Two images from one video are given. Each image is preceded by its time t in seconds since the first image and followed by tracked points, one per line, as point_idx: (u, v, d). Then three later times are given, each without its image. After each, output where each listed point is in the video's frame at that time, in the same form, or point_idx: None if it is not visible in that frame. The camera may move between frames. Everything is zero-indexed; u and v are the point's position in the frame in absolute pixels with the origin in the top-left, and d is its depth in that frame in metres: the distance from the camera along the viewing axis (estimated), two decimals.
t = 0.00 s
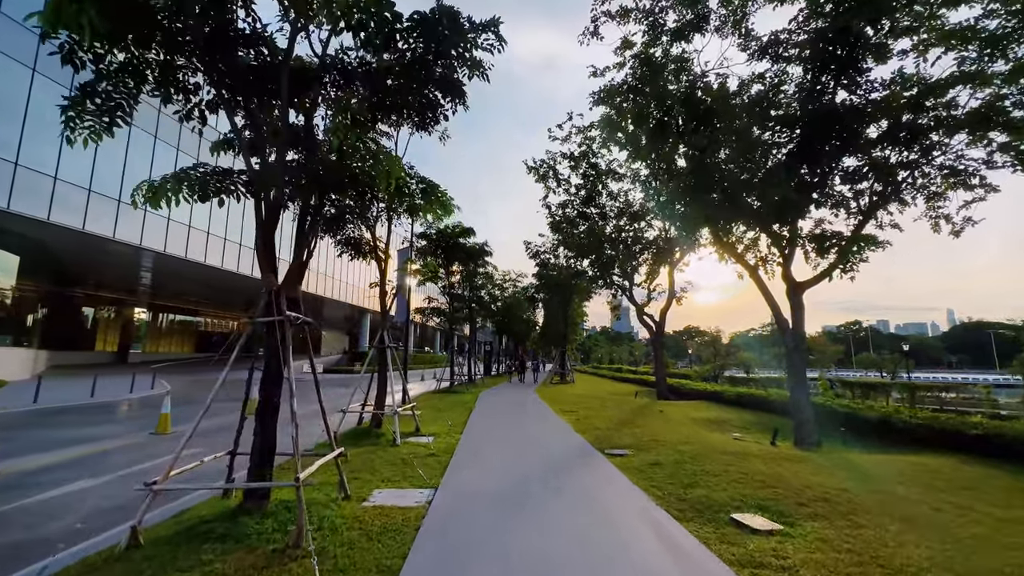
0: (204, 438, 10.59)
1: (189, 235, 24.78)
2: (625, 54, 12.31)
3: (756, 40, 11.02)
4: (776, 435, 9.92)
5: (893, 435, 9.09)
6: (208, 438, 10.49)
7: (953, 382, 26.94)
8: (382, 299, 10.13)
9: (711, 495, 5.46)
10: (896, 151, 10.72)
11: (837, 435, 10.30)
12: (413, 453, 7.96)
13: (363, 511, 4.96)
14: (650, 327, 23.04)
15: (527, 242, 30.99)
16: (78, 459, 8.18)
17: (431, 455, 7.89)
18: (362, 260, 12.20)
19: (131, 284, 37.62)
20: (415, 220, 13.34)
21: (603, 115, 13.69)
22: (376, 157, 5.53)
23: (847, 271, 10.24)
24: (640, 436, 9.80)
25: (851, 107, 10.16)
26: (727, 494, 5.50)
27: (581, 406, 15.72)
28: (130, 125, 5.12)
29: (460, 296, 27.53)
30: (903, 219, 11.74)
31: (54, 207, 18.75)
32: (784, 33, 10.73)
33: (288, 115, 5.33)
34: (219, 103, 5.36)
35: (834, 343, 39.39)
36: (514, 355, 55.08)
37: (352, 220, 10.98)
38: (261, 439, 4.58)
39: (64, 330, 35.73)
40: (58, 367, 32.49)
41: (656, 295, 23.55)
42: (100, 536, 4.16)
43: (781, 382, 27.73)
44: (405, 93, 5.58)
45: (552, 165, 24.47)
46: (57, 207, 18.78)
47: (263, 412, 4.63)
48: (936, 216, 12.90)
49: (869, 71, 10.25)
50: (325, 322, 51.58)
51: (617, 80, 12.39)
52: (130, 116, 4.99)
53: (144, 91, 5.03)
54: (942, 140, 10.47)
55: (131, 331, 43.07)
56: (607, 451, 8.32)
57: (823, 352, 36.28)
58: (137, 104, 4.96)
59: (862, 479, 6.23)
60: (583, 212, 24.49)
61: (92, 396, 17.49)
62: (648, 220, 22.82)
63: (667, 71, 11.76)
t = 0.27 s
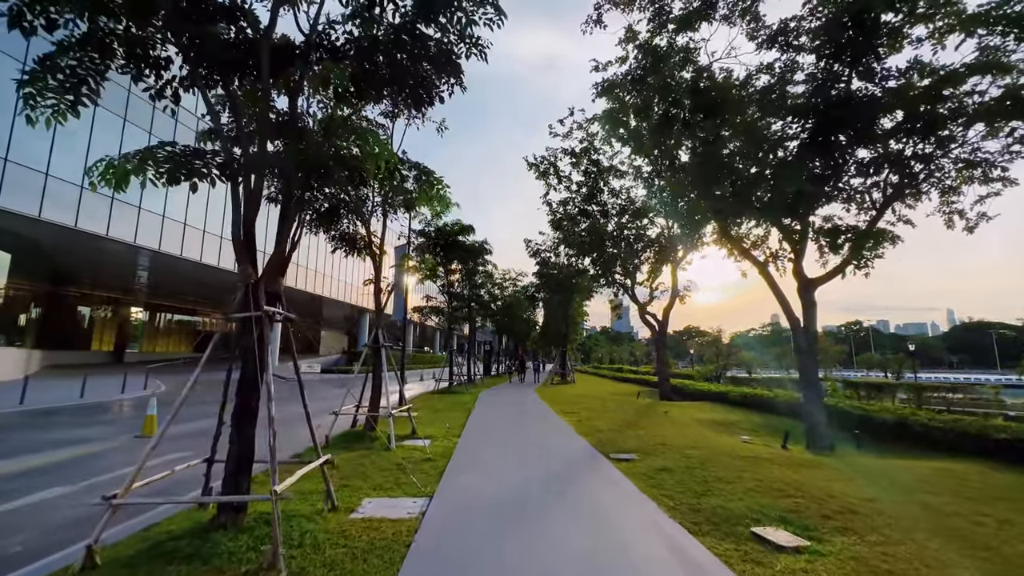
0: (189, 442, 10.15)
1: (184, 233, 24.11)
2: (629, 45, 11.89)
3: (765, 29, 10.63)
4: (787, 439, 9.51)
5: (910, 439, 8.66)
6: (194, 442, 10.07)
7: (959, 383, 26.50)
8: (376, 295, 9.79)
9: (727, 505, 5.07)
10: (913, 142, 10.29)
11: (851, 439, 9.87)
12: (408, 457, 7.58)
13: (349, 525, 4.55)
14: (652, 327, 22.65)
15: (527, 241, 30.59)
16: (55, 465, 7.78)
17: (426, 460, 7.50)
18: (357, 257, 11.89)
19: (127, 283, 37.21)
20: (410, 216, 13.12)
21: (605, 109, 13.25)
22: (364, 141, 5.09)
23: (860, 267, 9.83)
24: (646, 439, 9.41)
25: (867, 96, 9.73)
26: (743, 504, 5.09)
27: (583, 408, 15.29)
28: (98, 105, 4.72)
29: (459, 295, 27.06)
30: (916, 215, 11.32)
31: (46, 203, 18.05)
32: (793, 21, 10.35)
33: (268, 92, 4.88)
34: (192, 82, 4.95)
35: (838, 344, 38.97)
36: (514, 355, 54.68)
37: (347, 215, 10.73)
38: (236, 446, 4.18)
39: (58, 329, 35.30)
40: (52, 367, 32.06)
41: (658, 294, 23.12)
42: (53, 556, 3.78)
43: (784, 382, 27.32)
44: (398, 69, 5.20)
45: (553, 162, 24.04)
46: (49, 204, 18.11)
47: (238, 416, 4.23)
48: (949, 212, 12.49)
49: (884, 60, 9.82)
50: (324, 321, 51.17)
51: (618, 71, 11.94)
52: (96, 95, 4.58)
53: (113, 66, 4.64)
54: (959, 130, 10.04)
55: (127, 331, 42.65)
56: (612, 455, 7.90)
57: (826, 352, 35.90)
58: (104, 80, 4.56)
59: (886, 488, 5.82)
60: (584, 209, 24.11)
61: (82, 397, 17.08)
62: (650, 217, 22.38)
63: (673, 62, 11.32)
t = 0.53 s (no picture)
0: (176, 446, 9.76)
1: (180, 232, 23.47)
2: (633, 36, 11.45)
3: (775, 16, 10.16)
4: (799, 444, 9.11)
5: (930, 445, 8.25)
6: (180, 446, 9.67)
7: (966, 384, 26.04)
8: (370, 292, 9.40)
9: (747, 520, 4.65)
10: (929, 132, 9.84)
11: (865, 444, 9.46)
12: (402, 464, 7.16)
13: (333, 543, 4.14)
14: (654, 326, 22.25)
15: (527, 239, 30.19)
16: (30, 474, 7.34)
17: (422, 466, 7.09)
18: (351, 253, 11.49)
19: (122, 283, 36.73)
20: (405, 211, 12.86)
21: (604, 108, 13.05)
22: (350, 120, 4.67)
23: (875, 264, 9.41)
24: (652, 444, 9.00)
25: (883, 85, 9.27)
26: (764, 518, 4.69)
27: (584, 410, 14.88)
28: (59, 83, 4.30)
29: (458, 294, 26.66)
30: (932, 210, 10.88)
31: (37, 200, 17.38)
32: (804, 8, 9.89)
33: (244, 69, 4.47)
34: (162, 58, 4.54)
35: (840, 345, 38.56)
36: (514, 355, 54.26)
37: (340, 210, 10.45)
38: (205, 458, 3.78)
39: (52, 329, 34.88)
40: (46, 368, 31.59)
41: (661, 294, 22.69)
42: None
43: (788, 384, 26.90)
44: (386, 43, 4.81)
45: (553, 159, 23.65)
46: (40, 201, 17.47)
47: (209, 424, 3.83)
48: (963, 207, 12.06)
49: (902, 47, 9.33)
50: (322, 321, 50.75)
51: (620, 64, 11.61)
52: (56, 69, 4.16)
53: (74, 39, 4.22)
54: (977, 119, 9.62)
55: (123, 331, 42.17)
56: (618, 462, 7.49)
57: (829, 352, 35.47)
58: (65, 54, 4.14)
59: (914, 499, 5.42)
60: (586, 207, 23.69)
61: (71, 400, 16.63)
62: (653, 215, 21.96)
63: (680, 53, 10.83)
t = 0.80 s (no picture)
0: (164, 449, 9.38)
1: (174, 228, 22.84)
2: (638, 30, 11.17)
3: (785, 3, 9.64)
4: (813, 446, 8.71)
5: (953, 448, 7.86)
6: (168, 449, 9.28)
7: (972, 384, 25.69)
8: (364, 287, 9.03)
9: (771, 533, 4.28)
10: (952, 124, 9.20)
11: (881, 447, 9.06)
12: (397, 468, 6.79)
13: (320, 559, 3.77)
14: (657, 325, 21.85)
15: (528, 237, 29.81)
16: (4, 481, 6.94)
17: (418, 471, 6.71)
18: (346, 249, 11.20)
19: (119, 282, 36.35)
20: (403, 206, 12.56)
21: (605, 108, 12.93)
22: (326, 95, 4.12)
23: (892, 259, 9.00)
24: (659, 446, 8.61)
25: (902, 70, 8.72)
26: (790, 531, 4.33)
27: (587, 411, 14.49)
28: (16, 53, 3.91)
29: (458, 293, 26.28)
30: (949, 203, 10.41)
31: (26, 195, 16.87)
32: None
33: (221, 41, 4.10)
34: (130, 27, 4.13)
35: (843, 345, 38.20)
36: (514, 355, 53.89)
37: (334, 201, 10.14)
38: (174, 469, 3.40)
39: (47, 328, 34.45)
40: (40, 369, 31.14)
41: (664, 292, 22.30)
42: None
43: (792, 383, 26.55)
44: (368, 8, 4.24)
45: (554, 155, 23.26)
46: (30, 195, 16.94)
47: (178, 430, 3.45)
48: (979, 201, 11.62)
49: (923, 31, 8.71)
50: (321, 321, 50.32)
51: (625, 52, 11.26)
52: (11, 36, 3.76)
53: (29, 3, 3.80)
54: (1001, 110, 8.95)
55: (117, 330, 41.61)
56: (625, 467, 7.11)
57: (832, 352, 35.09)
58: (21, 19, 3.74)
59: (947, 508, 5.04)
60: (587, 204, 23.35)
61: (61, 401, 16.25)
62: (656, 211, 21.56)
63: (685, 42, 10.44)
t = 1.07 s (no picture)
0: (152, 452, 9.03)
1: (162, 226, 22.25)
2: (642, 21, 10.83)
3: None
4: (828, 451, 8.31)
5: (977, 454, 7.48)
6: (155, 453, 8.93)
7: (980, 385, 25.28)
8: (359, 283, 8.64)
9: (801, 554, 3.92)
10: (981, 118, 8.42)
11: (899, 452, 8.68)
12: (390, 476, 6.40)
13: None
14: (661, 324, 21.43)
15: (528, 236, 29.45)
16: None
17: (413, 479, 6.34)
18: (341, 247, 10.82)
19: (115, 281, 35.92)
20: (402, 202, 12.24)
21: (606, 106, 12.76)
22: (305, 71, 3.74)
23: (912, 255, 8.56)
24: (666, 450, 8.22)
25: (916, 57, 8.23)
26: (820, 552, 3.97)
27: (589, 412, 14.13)
28: None
29: (458, 292, 25.93)
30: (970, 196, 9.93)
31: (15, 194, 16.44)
32: None
33: (190, 7, 3.68)
34: None
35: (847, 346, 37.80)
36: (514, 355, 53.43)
37: (329, 194, 9.83)
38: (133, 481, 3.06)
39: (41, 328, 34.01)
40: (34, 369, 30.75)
41: (667, 291, 21.92)
42: None
43: (797, 384, 26.15)
44: None
45: (556, 152, 22.92)
46: (20, 194, 16.53)
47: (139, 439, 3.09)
48: (998, 196, 11.17)
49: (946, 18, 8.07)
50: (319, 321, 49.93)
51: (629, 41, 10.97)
52: None
53: None
54: None
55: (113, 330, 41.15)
56: (631, 473, 6.75)
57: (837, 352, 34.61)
58: None
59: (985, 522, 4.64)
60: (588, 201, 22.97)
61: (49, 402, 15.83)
62: (659, 209, 21.13)
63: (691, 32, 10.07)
